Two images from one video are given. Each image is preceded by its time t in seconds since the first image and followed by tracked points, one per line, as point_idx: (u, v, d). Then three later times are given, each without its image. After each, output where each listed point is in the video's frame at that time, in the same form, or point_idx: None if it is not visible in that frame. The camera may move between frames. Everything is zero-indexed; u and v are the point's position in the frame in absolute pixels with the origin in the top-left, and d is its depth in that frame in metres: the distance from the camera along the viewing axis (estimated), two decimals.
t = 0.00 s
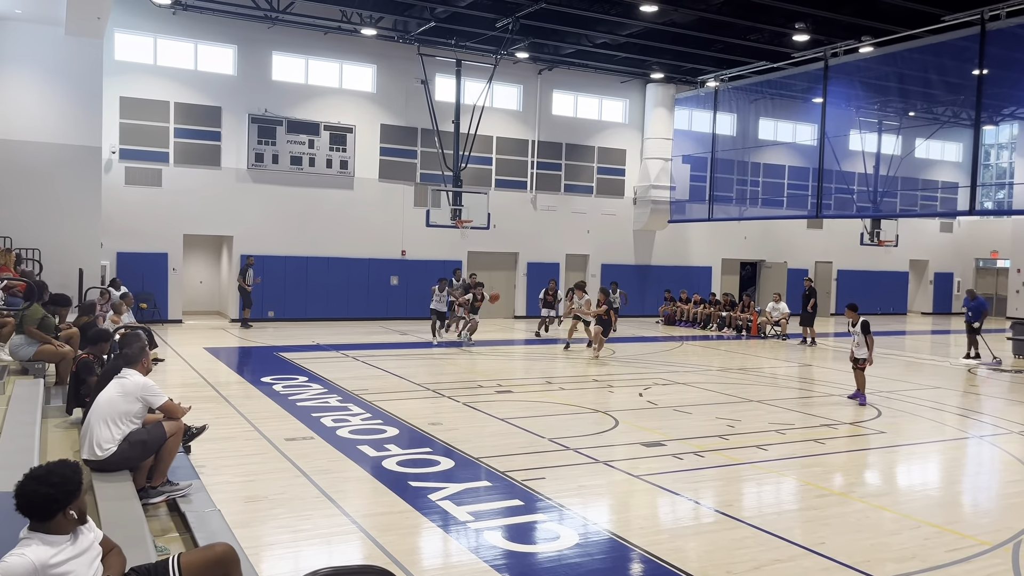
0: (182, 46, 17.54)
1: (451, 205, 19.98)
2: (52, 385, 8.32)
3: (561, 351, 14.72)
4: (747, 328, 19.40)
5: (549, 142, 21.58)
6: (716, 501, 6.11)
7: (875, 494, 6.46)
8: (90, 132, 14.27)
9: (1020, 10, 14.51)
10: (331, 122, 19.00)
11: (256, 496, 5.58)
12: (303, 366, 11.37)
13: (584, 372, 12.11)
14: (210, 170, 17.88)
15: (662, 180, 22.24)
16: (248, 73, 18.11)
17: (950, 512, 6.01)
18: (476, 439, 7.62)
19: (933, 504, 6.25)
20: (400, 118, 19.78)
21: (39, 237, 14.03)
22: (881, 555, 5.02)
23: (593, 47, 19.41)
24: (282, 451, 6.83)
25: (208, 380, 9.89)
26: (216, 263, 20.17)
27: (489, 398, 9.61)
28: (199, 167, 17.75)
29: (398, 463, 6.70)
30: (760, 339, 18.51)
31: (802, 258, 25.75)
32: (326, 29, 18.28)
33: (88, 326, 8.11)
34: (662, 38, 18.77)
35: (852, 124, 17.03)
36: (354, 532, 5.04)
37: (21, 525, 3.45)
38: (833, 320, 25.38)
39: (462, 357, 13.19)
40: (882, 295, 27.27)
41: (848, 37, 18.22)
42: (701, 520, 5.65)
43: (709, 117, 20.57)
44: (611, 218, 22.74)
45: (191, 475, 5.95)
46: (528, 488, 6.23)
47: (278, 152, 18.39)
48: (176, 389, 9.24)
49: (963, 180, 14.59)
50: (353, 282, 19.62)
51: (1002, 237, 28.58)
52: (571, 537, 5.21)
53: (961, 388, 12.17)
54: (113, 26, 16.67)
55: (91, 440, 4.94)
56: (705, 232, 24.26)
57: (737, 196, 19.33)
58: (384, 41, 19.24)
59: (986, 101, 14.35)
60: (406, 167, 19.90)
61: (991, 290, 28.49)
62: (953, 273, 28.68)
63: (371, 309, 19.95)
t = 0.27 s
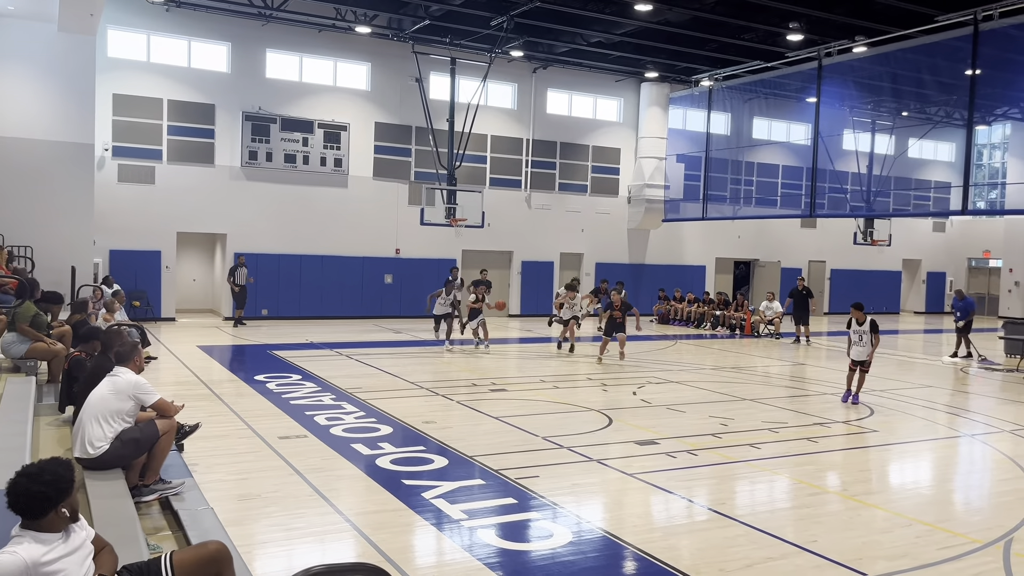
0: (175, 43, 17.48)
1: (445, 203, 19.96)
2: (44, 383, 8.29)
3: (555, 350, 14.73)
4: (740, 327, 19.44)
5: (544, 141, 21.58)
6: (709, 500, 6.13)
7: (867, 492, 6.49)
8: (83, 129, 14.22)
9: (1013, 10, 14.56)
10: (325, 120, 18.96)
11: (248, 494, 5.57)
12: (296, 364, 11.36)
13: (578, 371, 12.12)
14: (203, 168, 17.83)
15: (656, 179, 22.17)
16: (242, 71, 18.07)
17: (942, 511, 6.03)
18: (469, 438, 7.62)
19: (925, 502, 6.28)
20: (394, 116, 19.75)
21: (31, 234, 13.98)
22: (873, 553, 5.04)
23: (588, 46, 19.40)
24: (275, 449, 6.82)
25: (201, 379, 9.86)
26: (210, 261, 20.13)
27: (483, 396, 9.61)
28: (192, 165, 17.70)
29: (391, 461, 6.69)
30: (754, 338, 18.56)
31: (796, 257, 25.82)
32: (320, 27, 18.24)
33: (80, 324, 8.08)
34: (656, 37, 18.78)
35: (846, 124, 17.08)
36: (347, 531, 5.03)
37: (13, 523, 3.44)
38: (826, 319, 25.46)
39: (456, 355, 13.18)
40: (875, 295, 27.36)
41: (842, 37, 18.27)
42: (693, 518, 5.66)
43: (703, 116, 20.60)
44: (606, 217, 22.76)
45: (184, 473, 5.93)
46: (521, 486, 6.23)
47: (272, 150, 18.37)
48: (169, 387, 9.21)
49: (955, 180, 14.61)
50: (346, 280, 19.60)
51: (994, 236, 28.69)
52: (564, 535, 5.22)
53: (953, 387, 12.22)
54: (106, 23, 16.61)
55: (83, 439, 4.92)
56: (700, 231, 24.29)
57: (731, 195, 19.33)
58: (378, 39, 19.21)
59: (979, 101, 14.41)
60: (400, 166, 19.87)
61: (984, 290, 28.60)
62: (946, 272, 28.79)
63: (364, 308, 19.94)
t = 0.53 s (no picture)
0: (165, 37, 17.37)
1: (436, 200, 19.96)
2: (32, 379, 8.23)
3: (546, 346, 14.74)
4: (731, 324, 19.50)
5: (535, 138, 21.58)
6: (698, 496, 6.15)
7: (856, 489, 6.52)
8: (71, 123, 14.12)
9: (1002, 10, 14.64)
10: (316, 115, 18.90)
11: (238, 491, 5.56)
12: (286, 360, 11.33)
13: (569, 368, 12.13)
14: (194, 163, 17.75)
15: (647, 177, 22.36)
16: (232, 66, 17.99)
17: (930, 507, 6.07)
18: (460, 434, 7.62)
19: (913, 499, 6.32)
20: (386, 112, 19.70)
21: (19, 229, 13.89)
22: (861, 549, 5.07)
23: (579, 43, 19.37)
24: (265, 446, 6.80)
25: (190, 375, 9.82)
26: (199, 256, 20.05)
27: (473, 393, 9.61)
28: (182, 160, 17.62)
29: (382, 458, 6.69)
30: (744, 335, 18.62)
31: (786, 254, 25.92)
32: (311, 22, 18.17)
33: (68, 319, 8.03)
34: (648, 34, 18.79)
35: (836, 122, 17.15)
36: (337, 527, 5.03)
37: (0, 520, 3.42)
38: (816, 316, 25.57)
39: (446, 352, 13.18)
40: (865, 293, 27.49)
41: (832, 35, 18.33)
42: (683, 515, 5.68)
43: (694, 114, 20.65)
44: (597, 214, 22.78)
45: (173, 469, 5.91)
46: (511, 483, 6.24)
47: (262, 145, 18.31)
48: (158, 383, 9.17)
49: (944, 179, 14.70)
50: (337, 276, 19.56)
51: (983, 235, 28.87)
52: (554, 531, 5.23)
53: (940, 385, 12.30)
54: (95, 17, 16.50)
55: (71, 434, 4.89)
56: (691, 228, 24.34)
57: (722, 192, 19.32)
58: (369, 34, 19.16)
59: (968, 100, 14.50)
60: (391, 162, 19.83)
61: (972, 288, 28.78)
62: (934, 270, 28.96)
63: (355, 304, 19.91)
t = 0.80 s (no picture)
0: (148, 28, 17.20)
1: (422, 193, 20.05)
2: (14, 370, 8.17)
3: (532, 340, 14.77)
4: (715, 319, 19.62)
5: (522, 132, 21.56)
6: (682, 488, 6.20)
7: (838, 482, 6.59)
8: (53, 113, 13.96)
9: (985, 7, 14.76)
10: (301, 107, 18.80)
11: (223, 483, 5.55)
12: (271, 353, 11.29)
13: (555, 361, 12.16)
14: (177, 154, 17.61)
15: (633, 171, 22.28)
16: (217, 57, 17.85)
17: (910, 499, 6.15)
18: (445, 427, 7.63)
19: (895, 491, 6.40)
20: (372, 105, 19.62)
21: None
22: (842, 540, 5.13)
23: (566, 37, 19.31)
24: (250, 438, 6.79)
25: (174, 367, 9.77)
26: (183, 248, 19.92)
27: (459, 386, 9.61)
28: (166, 151, 17.48)
29: (367, 450, 6.68)
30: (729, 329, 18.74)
31: (771, 249, 26.06)
32: (296, 14, 18.05)
33: (51, 311, 7.97)
34: (635, 29, 18.80)
35: (821, 118, 17.25)
36: (322, 519, 5.03)
37: None
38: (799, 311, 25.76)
39: (432, 345, 13.17)
40: (848, 288, 27.70)
41: (817, 31, 18.42)
42: (667, 507, 5.73)
43: (680, 109, 20.71)
44: (583, 208, 22.81)
45: (158, 462, 5.89)
46: (497, 475, 6.26)
47: (247, 137, 18.19)
48: (141, 376, 9.12)
49: (928, 176, 14.86)
50: (323, 269, 19.50)
51: (964, 231, 29.16)
52: (539, 523, 5.25)
53: (922, 379, 12.44)
54: (77, 7, 16.31)
55: (55, 427, 4.87)
56: (676, 223, 24.42)
57: (707, 187, 19.46)
58: (356, 26, 19.06)
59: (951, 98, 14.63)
60: (377, 155, 19.76)
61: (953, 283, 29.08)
62: (916, 266, 29.23)
63: (340, 297, 19.86)
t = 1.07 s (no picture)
0: (120, 12, 16.93)
1: (399, 181, 19.92)
2: None
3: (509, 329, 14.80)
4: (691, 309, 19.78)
5: (499, 121, 21.52)
6: (657, 475, 6.27)
7: (809, 468, 6.70)
8: (22, 98, 13.72)
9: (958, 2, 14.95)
10: (277, 94, 18.61)
11: (198, 471, 5.52)
12: (247, 342, 11.22)
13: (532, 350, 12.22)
14: (151, 141, 17.39)
15: (611, 162, 22.41)
16: (191, 43, 17.62)
17: (879, 485, 6.27)
18: (422, 415, 7.64)
19: (865, 477, 6.52)
20: (348, 92, 19.47)
21: None
22: (813, 525, 5.22)
23: (544, 27, 19.29)
24: (225, 427, 6.75)
25: (148, 356, 9.68)
26: (157, 236, 19.69)
27: (436, 375, 9.62)
28: (139, 138, 17.25)
29: (344, 439, 6.68)
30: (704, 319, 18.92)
31: (746, 240, 26.27)
32: None
33: (21, 298, 7.85)
34: (612, 19, 18.81)
35: (796, 110, 17.41)
36: (299, 507, 5.03)
37: None
38: (773, 301, 26.02)
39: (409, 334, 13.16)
40: (821, 278, 28.02)
41: (793, 23, 18.56)
42: (643, 493, 5.79)
43: (657, 99, 20.80)
44: (560, 198, 22.84)
45: (132, 450, 5.85)
46: (473, 463, 6.29)
47: (222, 124, 17.99)
48: (114, 364, 9.02)
49: (899, 167, 15.05)
50: (298, 258, 19.38)
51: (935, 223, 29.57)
52: (516, 510, 5.29)
53: (892, 368, 12.65)
54: None
55: (26, 414, 4.80)
56: (653, 213, 24.52)
57: (683, 178, 19.58)
58: (332, 13, 18.89)
59: (923, 91, 14.85)
60: (353, 143, 19.64)
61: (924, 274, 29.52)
62: (888, 257, 29.64)
63: (316, 286, 19.77)
